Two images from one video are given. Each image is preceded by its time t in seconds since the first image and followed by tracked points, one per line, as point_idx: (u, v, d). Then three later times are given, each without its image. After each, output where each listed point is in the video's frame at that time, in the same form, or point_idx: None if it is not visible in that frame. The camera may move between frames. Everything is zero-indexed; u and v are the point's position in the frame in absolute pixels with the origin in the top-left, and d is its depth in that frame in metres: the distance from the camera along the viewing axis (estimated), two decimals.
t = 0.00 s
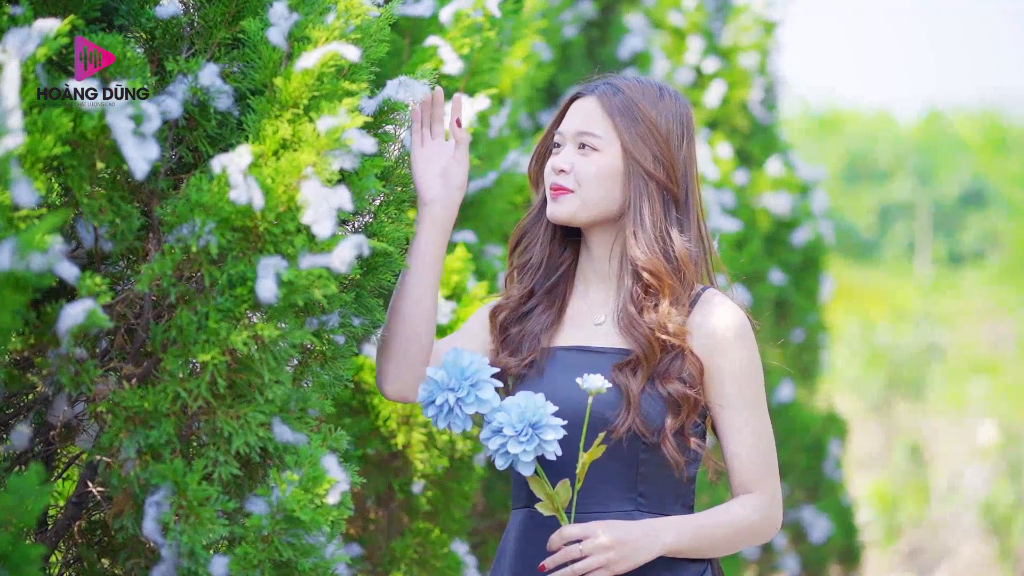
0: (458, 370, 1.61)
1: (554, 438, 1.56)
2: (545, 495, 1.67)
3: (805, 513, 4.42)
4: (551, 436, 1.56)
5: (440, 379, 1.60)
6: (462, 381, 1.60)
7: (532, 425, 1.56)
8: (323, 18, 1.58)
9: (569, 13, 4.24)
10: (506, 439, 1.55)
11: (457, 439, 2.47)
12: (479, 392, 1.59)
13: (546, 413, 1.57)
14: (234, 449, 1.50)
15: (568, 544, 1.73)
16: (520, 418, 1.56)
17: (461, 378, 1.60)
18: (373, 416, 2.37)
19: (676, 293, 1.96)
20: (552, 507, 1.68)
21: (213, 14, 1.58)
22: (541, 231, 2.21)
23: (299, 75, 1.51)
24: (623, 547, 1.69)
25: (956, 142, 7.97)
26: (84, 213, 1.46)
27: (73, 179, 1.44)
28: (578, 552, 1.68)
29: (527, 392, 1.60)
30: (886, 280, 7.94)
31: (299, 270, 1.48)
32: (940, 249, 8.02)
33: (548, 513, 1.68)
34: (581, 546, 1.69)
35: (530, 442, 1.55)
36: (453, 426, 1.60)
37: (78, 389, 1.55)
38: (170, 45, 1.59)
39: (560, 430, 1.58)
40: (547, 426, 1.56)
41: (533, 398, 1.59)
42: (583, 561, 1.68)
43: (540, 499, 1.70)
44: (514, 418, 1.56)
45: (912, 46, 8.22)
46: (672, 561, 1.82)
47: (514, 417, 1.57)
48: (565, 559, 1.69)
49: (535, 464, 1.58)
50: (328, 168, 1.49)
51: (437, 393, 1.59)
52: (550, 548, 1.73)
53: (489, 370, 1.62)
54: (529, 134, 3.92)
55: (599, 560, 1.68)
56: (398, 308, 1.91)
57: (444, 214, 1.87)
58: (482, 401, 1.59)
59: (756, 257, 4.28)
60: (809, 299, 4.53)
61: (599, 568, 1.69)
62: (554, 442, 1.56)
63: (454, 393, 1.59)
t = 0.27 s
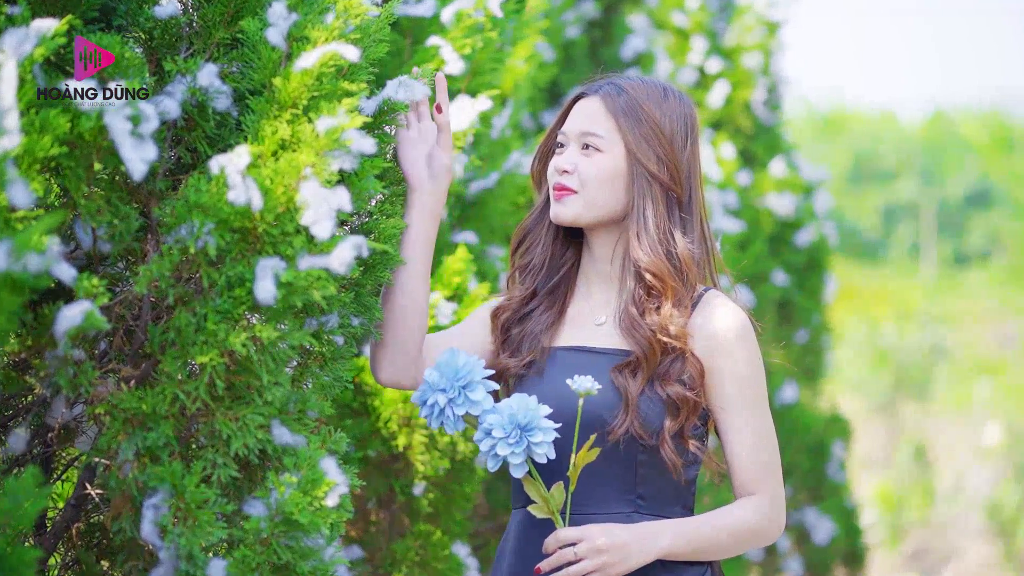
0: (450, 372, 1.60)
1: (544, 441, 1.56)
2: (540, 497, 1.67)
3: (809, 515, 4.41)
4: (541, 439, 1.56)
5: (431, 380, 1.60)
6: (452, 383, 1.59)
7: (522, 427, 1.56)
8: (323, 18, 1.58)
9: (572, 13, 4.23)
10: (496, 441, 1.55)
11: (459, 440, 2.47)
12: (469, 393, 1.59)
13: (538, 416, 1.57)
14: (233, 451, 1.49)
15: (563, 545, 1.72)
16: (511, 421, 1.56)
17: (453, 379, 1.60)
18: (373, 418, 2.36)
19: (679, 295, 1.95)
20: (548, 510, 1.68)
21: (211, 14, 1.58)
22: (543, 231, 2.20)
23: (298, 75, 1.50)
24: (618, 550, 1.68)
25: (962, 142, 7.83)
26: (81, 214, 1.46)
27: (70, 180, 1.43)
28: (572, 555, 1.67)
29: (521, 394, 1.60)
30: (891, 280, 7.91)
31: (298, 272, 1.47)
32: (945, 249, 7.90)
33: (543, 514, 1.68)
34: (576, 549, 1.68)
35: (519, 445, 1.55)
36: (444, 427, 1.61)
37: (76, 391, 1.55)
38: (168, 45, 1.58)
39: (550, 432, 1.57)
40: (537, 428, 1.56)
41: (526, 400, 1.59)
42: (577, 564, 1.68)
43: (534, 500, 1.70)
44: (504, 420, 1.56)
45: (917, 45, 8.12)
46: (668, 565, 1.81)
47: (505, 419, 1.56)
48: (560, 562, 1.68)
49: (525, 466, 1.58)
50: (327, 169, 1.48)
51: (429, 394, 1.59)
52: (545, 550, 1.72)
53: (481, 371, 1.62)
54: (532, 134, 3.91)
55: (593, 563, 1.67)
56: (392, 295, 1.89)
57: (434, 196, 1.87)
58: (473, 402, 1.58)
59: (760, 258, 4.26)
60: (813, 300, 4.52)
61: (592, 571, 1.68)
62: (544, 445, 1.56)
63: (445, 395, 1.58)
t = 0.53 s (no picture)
0: (442, 375, 1.59)
1: (538, 442, 1.56)
2: (533, 498, 1.66)
3: (812, 517, 4.40)
4: (534, 440, 1.55)
5: (425, 384, 1.59)
6: (445, 386, 1.58)
7: (516, 428, 1.56)
8: (322, 17, 1.57)
9: (574, 13, 4.23)
10: (488, 442, 1.54)
11: (460, 441, 2.46)
12: (462, 395, 1.58)
13: (532, 417, 1.56)
14: (231, 453, 1.48)
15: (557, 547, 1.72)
16: (503, 422, 1.55)
17: (445, 382, 1.59)
18: (373, 419, 2.36)
19: (681, 298, 1.93)
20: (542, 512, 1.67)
21: (210, 14, 1.57)
22: (545, 232, 2.19)
23: (297, 75, 1.49)
24: (610, 552, 1.68)
25: (966, 143, 7.76)
26: (80, 215, 1.45)
27: (69, 180, 1.42)
28: (566, 557, 1.67)
29: (514, 395, 1.59)
30: (895, 281, 7.89)
31: (297, 272, 1.46)
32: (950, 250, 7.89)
33: (536, 515, 1.67)
34: (569, 551, 1.68)
35: (512, 446, 1.55)
36: (437, 429, 1.60)
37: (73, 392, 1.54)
38: (167, 45, 1.57)
39: (543, 433, 1.56)
40: (530, 430, 1.55)
41: (521, 402, 1.58)
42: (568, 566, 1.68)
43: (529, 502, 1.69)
44: (497, 422, 1.55)
45: (920, 47, 8.03)
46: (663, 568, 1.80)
47: (498, 422, 1.56)
48: (553, 564, 1.68)
49: (519, 468, 1.57)
50: (326, 170, 1.48)
51: (422, 397, 1.58)
52: (540, 552, 1.72)
53: (476, 372, 1.60)
54: (534, 134, 3.91)
55: (586, 566, 1.66)
56: (390, 290, 1.88)
57: (427, 188, 1.87)
58: (466, 404, 1.58)
59: (763, 259, 4.25)
60: (817, 300, 4.49)
61: (587, 574, 1.67)
62: (538, 446, 1.55)
63: (437, 397, 1.58)
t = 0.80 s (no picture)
0: (440, 373, 1.58)
1: (535, 442, 1.55)
2: (528, 499, 1.65)
3: (815, 517, 4.39)
4: (531, 441, 1.54)
5: (422, 382, 1.57)
6: (443, 384, 1.57)
7: (513, 429, 1.55)
8: (320, 16, 1.56)
9: (576, 13, 4.23)
10: (485, 443, 1.53)
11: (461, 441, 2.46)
12: (459, 394, 1.57)
13: (529, 417, 1.56)
14: (229, 453, 1.48)
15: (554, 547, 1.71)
16: (500, 422, 1.54)
17: (443, 380, 1.57)
18: (373, 419, 2.35)
19: (681, 299, 1.92)
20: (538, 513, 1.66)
21: (208, 13, 1.56)
22: (548, 231, 2.18)
23: (295, 74, 1.48)
24: (606, 553, 1.67)
25: (970, 141, 7.63)
26: (76, 215, 1.44)
27: (66, 180, 1.42)
28: (560, 557, 1.66)
29: (512, 395, 1.58)
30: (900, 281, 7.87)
31: (294, 272, 1.45)
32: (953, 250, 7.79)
33: (531, 516, 1.66)
34: (563, 551, 1.67)
35: (509, 446, 1.54)
36: (434, 428, 1.58)
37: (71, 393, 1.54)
38: (165, 44, 1.57)
39: (541, 434, 1.56)
40: (527, 430, 1.55)
41: (518, 402, 1.57)
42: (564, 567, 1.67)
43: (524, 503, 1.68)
44: (494, 421, 1.54)
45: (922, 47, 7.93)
46: (659, 569, 1.80)
47: (495, 422, 1.54)
48: (548, 564, 1.67)
49: (516, 468, 1.56)
50: (324, 169, 1.47)
51: (419, 395, 1.57)
52: (535, 552, 1.72)
53: (474, 372, 1.59)
54: (536, 134, 3.91)
55: (581, 567, 1.65)
56: (387, 290, 1.87)
57: (420, 187, 1.86)
58: (463, 403, 1.56)
59: (767, 259, 4.24)
60: (819, 300, 4.48)
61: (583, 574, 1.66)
62: (535, 447, 1.54)
63: (434, 396, 1.56)
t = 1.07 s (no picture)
0: (437, 374, 1.57)
1: (532, 444, 1.55)
2: (524, 500, 1.64)
3: (816, 518, 4.37)
4: (528, 442, 1.54)
5: (418, 383, 1.56)
6: (439, 385, 1.56)
7: (510, 431, 1.54)
8: (316, 16, 1.56)
9: (576, 12, 4.22)
10: (481, 445, 1.53)
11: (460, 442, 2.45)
12: (455, 395, 1.56)
13: (526, 419, 1.55)
14: (224, 454, 1.47)
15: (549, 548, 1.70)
16: (498, 424, 1.53)
17: (439, 382, 1.57)
18: (372, 420, 2.35)
19: (680, 301, 1.91)
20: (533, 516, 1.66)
21: (204, 12, 1.56)
22: (549, 230, 2.17)
23: (290, 74, 1.48)
24: (602, 555, 1.66)
25: (974, 141, 7.29)
26: (72, 214, 1.44)
27: (60, 179, 1.41)
28: (555, 559, 1.66)
29: (507, 396, 1.57)
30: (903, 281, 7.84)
31: (290, 273, 1.45)
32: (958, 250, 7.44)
33: (526, 518, 1.65)
34: (559, 552, 1.66)
35: (506, 448, 1.54)
36: (430, 429, 1.57)
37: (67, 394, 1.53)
38: (161, 44, 1.56)
39: (537, 435, 1.56)
40: (524, 431, 1.54)
41: (516, 403, 1.57)
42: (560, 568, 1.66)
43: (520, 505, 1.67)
44: (490, 423, 1.54)
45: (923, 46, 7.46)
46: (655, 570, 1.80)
47: (492, 424, 1.54)
48: (543, 566, 1.66)
49: (512, 470, 1.56)
50: (320, 169, 1.47)
51: (415, 396, 1.56)
52: (531, 553, 1.71)
53: (471, 373, 1.58)
54: (536, 134, 3.89)
55: (576, 568, 1.65)
56: (383, 289, 1.86)
57: (411, 186, 1.85)
58: (460, 405, 1.55)
59: (767, 260, 4.23)
60: (821, 301, 4.46)
61: None
62: (532, 448, 1.54)
63: (431, 397, 1.55)
